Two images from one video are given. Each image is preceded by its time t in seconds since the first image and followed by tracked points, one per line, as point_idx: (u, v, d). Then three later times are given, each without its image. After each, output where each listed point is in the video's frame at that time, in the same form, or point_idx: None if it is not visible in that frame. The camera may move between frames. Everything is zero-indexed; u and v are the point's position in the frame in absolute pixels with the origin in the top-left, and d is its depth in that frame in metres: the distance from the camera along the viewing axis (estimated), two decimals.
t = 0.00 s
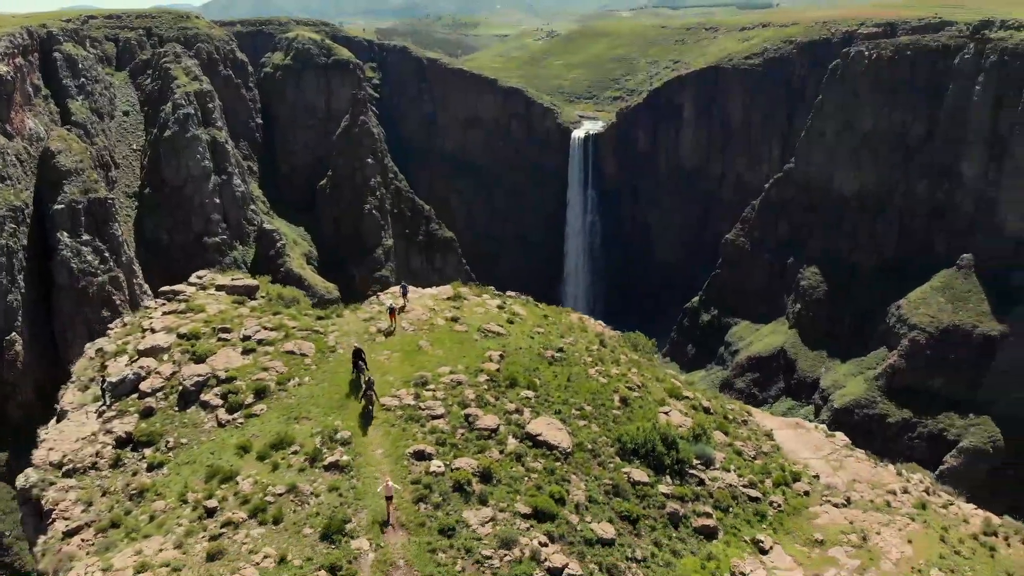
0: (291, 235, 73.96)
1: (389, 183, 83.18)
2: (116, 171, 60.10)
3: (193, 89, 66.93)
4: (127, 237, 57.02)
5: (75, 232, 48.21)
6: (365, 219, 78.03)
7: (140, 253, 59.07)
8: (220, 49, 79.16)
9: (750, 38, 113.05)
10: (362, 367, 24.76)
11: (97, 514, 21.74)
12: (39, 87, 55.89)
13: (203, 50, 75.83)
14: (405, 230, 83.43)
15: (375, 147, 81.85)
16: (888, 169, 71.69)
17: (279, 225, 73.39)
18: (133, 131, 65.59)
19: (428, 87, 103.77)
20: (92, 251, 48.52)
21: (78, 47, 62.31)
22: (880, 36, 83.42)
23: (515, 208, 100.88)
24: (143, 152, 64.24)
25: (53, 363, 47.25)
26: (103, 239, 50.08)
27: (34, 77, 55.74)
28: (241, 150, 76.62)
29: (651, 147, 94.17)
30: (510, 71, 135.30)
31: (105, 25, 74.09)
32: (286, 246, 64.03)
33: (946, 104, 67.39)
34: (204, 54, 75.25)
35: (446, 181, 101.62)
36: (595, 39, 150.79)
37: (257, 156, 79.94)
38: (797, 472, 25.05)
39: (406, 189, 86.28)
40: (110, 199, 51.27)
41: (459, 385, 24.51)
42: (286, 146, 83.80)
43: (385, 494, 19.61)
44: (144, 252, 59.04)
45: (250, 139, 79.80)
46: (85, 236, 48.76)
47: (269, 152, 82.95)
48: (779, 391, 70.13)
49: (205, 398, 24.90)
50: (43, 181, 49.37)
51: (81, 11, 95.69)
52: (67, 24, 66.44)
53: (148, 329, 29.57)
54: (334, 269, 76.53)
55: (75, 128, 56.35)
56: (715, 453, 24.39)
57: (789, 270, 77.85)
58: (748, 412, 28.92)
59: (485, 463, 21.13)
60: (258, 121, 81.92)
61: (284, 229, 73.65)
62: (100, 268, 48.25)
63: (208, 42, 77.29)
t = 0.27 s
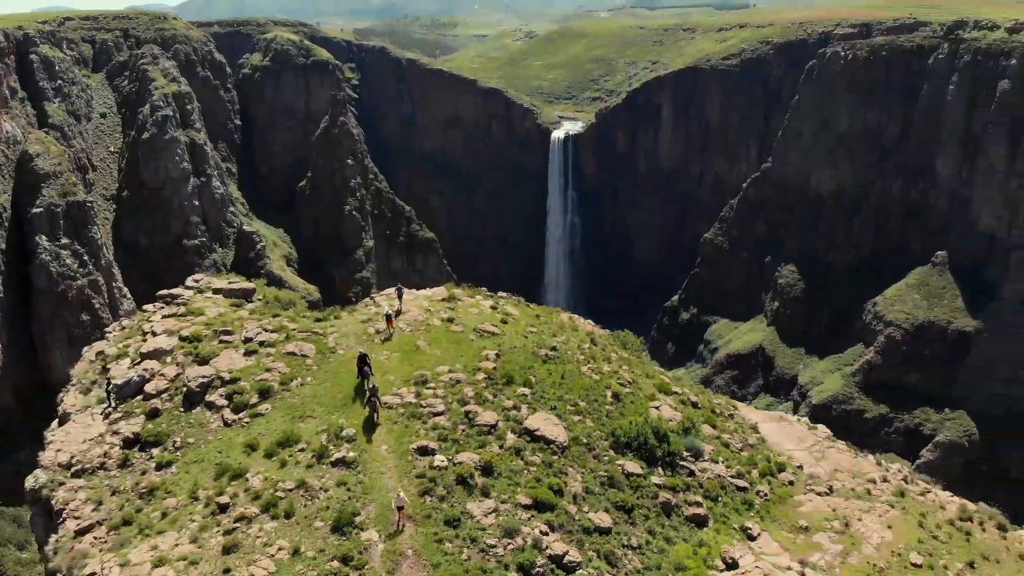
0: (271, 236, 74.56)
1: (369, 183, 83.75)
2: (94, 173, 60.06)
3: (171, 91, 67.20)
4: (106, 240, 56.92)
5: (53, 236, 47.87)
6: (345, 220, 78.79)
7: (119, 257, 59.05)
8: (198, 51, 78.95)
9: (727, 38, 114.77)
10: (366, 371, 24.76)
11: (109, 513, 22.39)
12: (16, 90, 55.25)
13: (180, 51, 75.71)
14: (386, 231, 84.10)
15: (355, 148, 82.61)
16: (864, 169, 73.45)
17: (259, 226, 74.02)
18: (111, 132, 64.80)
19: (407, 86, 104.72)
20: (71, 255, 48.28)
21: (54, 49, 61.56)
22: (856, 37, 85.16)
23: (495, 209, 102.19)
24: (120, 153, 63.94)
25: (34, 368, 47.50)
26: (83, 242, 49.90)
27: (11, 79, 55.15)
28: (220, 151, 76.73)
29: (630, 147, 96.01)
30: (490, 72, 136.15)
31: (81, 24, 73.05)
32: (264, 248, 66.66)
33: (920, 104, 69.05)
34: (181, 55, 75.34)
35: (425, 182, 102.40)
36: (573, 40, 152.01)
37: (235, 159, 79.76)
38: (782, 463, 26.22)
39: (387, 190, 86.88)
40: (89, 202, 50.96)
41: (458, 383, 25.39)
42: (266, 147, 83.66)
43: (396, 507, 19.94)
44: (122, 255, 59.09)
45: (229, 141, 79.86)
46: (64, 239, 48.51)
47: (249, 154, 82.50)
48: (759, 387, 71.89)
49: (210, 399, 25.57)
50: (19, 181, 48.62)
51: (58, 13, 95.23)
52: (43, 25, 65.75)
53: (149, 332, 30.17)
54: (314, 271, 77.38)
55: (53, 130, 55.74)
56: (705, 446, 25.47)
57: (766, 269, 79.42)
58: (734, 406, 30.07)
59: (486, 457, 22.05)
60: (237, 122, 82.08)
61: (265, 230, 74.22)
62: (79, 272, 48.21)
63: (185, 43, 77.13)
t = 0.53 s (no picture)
0: (240, 238, 74.49)
1: (340, 185, 83.62)
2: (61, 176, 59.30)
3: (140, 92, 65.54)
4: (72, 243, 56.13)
5: (22, 241, 45.83)
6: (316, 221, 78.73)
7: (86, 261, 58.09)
8: (166, 52, 79.18)
9: (696, 39, 116.86)
10: (363, 377, 25.13)
11: (111, 513, 22.93)
12: None
13: (147, 51, 75.79)
14: (358, 232, 84.15)
15: (326, 149, 82.65)
16: (830, 168, 75.55)
17: (227, 228, 74.19)
18: (78, 136, 64.94)
19: (378, 87, 104.06)
20: (40, 260, 46.33)
21: (21, 53, 62.09)
22: (822, 37, 87.15)
23: (468, 210, 102.09)
24: (87, 157, 63.68)
25: (6, 373, 46.29)
26: (52, 247, 48.08)
27: None
28: (189, 154, 76.90)
29: (601, 147, 97.81)
30: (462, 73, 136.86)
31: (47, 28, 74.53)
32: (236, 250, 63.99)
33: (885, 104, 71.19)
34: (149, 57, 75.21)
35: (396, 184, 101.00)
36: (543, 41, 153.18)
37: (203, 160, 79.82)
38: (759, 453, 27.47)
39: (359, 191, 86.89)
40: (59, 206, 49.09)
41: (450, 381, 26.30)
42: (236, 148, 84.00)
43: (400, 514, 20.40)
44: (90, 259, 58.21)
45: (199, 143, 79.96)
46: (33, 244, 46.47)
47: (219, 156, 83.25)
48: (730, 383, 73.37)
49: (206, 400, 26.20)
50: None
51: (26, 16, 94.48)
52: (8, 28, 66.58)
53: (141, 337, 30.68)
54: (287, 273, 77.48)
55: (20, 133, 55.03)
56: (687, 438, 26.63)
57: (736, 267, 81.02)
58: (713, 399, 31.31)
59: (480, 451, 22.97)
60: (206, 124, 82.18)
61: (235, 232, 74.23)
62: (48, 277, 46.32)
63: (152, 44, 77.32)
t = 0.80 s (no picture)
0: (210, 240, 74.56)
1: (312, 187, 84.02)
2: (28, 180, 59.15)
3: (106, 96, 64.27)
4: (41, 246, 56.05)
5: None
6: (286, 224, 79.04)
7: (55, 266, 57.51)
8: (133, 54, 78.77)
9: (664, 40, 118.80)
10: (359, 381, 25.49)
11: (112, 513, 23.48)
12: None
13: (114, 53, 75.38)
14: (329, 233, 84.87)
15: (296, 151, 83.18)
16: (797, 165, 77.66)
17: (197, 231, 74.34)
18: (45, 139, 63.98)
19: (346, 87, 105.29)
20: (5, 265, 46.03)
21: None
22: (787, 37, 89.12)
23: (439, 210, 104.09)
24: (54, 160, 62.79)
25: None
26: (18, 251, 47.71)
27: None
28: (157, 156, 76.25)
29: (572, 146, 99.12)
30: (433, 74, 137.40)
31: (13, 31, 75.21)
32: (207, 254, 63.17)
33: (850, 103, 73.71)
34: (116, 59, 74.84)
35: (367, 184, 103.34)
36: (513, 41, 154.29)
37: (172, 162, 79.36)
38: (737, 443, 28.71)
39: (330, 193, 87.72)
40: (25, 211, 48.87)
41: (440, 380, 27.20)
42: (205, 151, 83.46)
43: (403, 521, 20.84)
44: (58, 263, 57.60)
45: (167, 146, 79.22)
46: None
47: (187, 159, 82.68)
48: (702, 378, 75.09)
49: (201, 402, 26.81)
50: None
51: None
52: None
53: (131, 341, 31.17)
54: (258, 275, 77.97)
55: None
56: (668, 430, 27.79)
57: (707, 264, 82.85)
58: (691, 393, 32.56)
59: (472, 446, 23.90)
60: (173, 126, 81.40)
61: (205, 235, 74.28)
62: (16, 282, 46.04)
63: (119, 46, 76.99)
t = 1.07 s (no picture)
0: (179, 243, 74.12)
1: (282, 188, 82.86)
2: None
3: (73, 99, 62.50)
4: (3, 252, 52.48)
5: None
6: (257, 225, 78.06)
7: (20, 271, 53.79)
8: (99, 56, 78.45)
9: (633, 41, 120.57)
10: (355, 386, 26.57)
11: (112, 513, 24.06)
12: None
13: (78, 54, 75.05)
14: (300, 235, 84.94)
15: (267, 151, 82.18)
16: (765, 164, 79.40)
17: (165, 234, 73.93)
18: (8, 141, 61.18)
19: (315, 87, 105.50)
20: None
21: None
22: (753, 38, 91.04)
23: (409, 210, 104.37)
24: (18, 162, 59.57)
25: None
26: None
27: None
28: (124, 159, 75.79)
29: (543, 146, 100.07)
30: (403, 74, 137.71)
31: None
32: (178, 258, 60.90)
33: (816, 103, 75.55)
34: (81, 61, 74.32)
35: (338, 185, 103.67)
36: (482, 41, 155.20)
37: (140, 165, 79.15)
38: (714, 434, 29.95)
39: (299, 193, 87.12)
40: None
41: (429, 378, 28.10)
42: (174, 152, 83.04)
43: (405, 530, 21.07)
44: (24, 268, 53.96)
45: (134, 149, 78.85)
46: None
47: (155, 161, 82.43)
48: (674, 376, 76.44)
49: (195, 404, 27.41)
50: None
51: None
52: None
53: (123, 346, 31.71)
54: (228, 278, 77.25)
55: None
56: (649, 423, 28.95)
57: (677, 263, 84.16)
58: (670, 387, 33.80)
59: (463, 441, 24.84)
60: (140, 128, 80.80)
61: (174, 238, 73.87)
62: None
63: (83, 47, 76.76)
